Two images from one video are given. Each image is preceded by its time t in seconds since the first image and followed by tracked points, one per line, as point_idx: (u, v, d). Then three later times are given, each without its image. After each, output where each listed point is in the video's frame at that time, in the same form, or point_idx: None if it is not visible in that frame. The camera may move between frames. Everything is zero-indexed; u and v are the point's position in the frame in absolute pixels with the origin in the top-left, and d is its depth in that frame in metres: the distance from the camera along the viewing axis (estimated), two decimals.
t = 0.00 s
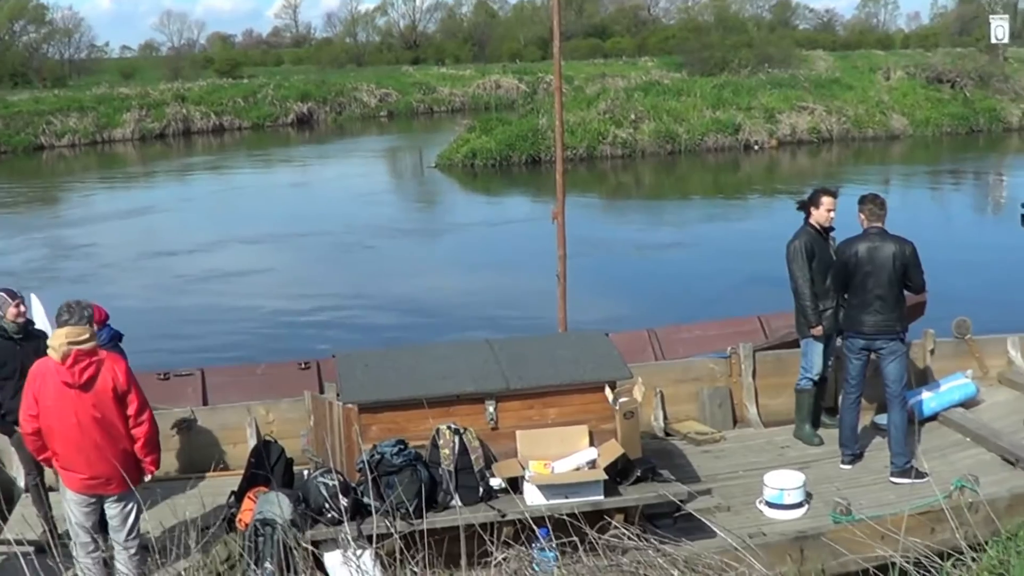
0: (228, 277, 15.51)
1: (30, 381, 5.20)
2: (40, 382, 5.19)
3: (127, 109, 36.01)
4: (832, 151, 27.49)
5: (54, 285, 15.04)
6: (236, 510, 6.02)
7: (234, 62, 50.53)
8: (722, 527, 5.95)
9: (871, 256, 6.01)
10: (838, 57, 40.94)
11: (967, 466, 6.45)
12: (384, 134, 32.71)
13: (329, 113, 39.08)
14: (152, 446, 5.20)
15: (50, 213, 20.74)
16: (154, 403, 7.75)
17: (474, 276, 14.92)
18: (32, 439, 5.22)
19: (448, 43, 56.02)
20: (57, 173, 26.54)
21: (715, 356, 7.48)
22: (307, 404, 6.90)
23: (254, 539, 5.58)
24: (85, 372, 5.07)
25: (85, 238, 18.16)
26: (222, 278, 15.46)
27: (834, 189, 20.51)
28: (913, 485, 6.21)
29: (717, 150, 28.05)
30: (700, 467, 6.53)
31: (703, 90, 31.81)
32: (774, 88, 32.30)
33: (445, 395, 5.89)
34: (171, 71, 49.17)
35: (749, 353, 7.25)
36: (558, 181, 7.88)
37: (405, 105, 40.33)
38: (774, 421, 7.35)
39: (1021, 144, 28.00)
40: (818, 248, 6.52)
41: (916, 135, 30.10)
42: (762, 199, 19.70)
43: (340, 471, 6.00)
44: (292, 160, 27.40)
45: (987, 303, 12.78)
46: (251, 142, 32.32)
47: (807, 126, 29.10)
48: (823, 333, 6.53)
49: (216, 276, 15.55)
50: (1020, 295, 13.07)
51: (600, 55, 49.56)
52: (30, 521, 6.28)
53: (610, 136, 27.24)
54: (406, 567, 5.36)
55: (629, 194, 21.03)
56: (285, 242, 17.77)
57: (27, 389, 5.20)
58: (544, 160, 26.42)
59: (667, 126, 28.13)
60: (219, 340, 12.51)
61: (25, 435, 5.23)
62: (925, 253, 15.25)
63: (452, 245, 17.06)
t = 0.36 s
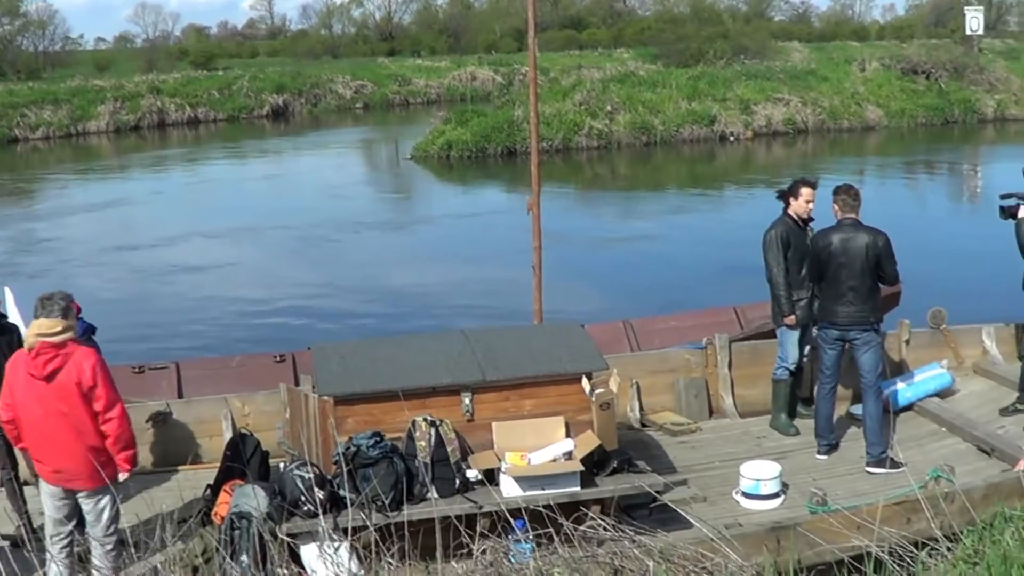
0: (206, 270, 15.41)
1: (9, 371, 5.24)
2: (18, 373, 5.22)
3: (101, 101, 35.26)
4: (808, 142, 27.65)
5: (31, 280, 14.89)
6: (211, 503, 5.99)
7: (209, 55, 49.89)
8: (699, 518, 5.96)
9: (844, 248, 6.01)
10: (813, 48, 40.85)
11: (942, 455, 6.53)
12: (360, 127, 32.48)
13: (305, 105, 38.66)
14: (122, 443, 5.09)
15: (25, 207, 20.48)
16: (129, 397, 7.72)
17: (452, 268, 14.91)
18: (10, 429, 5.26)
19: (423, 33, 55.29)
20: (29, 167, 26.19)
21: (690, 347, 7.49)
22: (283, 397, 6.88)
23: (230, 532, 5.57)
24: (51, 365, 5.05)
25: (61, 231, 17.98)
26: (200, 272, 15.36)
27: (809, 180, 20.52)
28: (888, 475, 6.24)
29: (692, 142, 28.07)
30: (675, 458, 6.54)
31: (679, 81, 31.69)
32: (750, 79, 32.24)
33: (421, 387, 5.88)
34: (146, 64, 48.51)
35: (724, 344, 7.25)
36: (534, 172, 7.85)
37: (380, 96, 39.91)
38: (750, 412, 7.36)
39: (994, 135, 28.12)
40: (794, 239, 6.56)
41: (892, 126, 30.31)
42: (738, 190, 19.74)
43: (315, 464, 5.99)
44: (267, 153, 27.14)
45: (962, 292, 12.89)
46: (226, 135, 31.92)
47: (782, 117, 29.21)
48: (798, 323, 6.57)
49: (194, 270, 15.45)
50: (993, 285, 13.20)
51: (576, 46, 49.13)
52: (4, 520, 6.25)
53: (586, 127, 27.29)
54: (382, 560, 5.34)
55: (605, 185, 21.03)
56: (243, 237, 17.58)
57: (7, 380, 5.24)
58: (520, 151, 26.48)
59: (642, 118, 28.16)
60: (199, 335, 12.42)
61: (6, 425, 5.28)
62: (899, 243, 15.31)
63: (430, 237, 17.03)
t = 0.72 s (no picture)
0: (188, 264, 15.31)
1: None
2: None
3: (81, 92, 34.67)
4: (788, 136, 27.77)
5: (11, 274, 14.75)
6: (191, 496, 5.96)
7: (189, 48, 49.31)
8: (679, 512, 5.96)
9: (821, 241, 6.02)
10: (794, 42, 40.80)
11: (922, 449, 6.55)
12: (339, 120, 32.30)
13: (285, 97, 38.35)
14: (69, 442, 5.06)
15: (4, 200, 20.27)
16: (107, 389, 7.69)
17: (435, 261, 14.89)
18: None
19: (404, 26, 54.60)
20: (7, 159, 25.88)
21: (671, 341, 7.49)
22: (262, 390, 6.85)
23: (209, 526, 5.54)
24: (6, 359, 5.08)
25: (41, 225, 17.81)
26: (182, 265, 15.25)
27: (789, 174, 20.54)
28: (867, 468, 6.25)
29: (673, 135, 28.27)
30: (655, 451, 6.54)
31: (659, 74, 31.61)
32: (731, 73, 32.19)
33: (400, 380, 5.86)
34: (125, 55, 47.93)
35: (705, 337, 7.26)
36: (514, 165, 7.84)
37: (360, 89, 39.53)
38: (730, 406, 7.37)
39: (973, 130, 28.24)
40: (776, 233, 6.60)
41: (871, 121, 30.50)
42: (718, 185, 19.75)
43: (295, 457, 5.96)
44: (247, 146, 26.96)
45: (941, 286, 12.97)
46: (206, 128, 31.59)
47: (762, 111, 29.30)
48: (776, 316, 6.61)
49: (176, 264, 15.35)
50: (972, 278, 13.29)
51: (557, 40, 48.86)
52: None
53: (566, 121, 27.31)
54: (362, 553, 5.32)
55: (585, 179, 21.02)
56: (210, 231, 17.43)
57: None
58: (500, 145, 26.57)
59: (623, 111, 28.23)
60: (182, 329, 12.33)
61: None
62: (879, 237, 15.37)
63: (411, 231, 17.00)
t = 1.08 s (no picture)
0: (170, 256, 15.24)
1: None
2: None
3: (60, 84, 34.34)
4: (767, 129, 27.83)
5: None
6: (169, 490, 5.94)
7: (168, 40, 48.57)
8: (658, 504, 5.98)
9: (796, 235, 6.04)
10: (774, 36, 40.77)
11: (900, 441, 6.58)
12: (319, 112, 32.12)
13: (264, 90, 38.07)
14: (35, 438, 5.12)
15: None
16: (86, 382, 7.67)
17: (417, 254, 14.88)
18: None
19: (383, 19, 53.89)
20: None
21: (650, 334, 7.50)
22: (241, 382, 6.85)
23: (189, 518, 5.54)
24: None
25: (21, 218, 17.67)
26: (156, 258, 15.14)
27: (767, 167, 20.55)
28: (846, 460, 6.27)
29: (652, 128, 28.16)
30: (634, 443, 6.56)
31: (639, 67, 31.56)
32: (710, 66, 32.14)
33: (380, 373, 5.85)
34: (104, 47, 47.42)
35: (684, 329, 7.27)
36: (493, 157, 7.83)
37: (340, 81, 39.34)
38: (708, 398, 7.39)
39: (952, 123, 28.31)
40: (755, 225, 6.62)
41: (851, 113, 30.57)
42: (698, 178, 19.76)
43: (274, 449, 5.95)
44: (226, 139, 26.79)
45: (919, 278, 13.04)
46: (184, 121, 31.29)
47: (742, 104, 29.37)
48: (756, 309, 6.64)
49: (158, 256, 15.28)
50: (951, 271, 13.36)
51: (537, 32, 48.65)
52: None
53: (546, 113, 27.26)
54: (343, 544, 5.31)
55: (565, 171, 21.01)
56: (173, 224, 17.28)
57: None
58: (480, 137, 26.51)
59: (603, 104, 28.19)
60: (164, 322, 12.28)
61: None
62: (857, 230, 15.43)
63: (391, 223, 16.99)
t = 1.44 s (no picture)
0: (154, 253, 15.18)
1: None
2: None
3: (40, 80, 33.98)
4: (747, 124, 27.89)
5: None
6: (150, 485, 5.92)
7: (148, 37, 47.92)
8: (640, 498, 5.98)
9: (774, 228, 6.08)
10: (754, 30, 40.75)
11: (882, 434, 6.61)
12: (298, 108, 31.95)
13: (244, 86, 37.81)
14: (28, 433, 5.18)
15: None
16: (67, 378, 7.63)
17: (400, 250, 14.89)
18: None
19: (362, 14, 53.25)
20: None
21: (630, 328, 7.52)
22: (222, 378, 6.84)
23: (170, 515, 5.53)
24: None
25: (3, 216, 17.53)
26: (129, 257, 15.04)
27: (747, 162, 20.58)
28: (826, 454, 6.29)
29: (633, 123, 28.25)
30: (615, 438, 6.57)
31: (619, 62, 31.52)
32: (691, 61, 32.11)
33: (361, 368, 5.84)
34: (84, 42, 47.00)
35: (664, 324, 7.30)
36: (473, 152, 7.85)
37: (320, 77, 39.11)
38: (689, 392, 7.41)
39: (931, 117, 28.42)
40: (732, 221, 6.65)
41: (830, 108, 30.73)
42: (678, 173, 19.77)
43: (254, 445, 5.94)
44: (207, 135, 26.64)
45: (898, 272, 13.12)
46: (163, 117, 31.07)
47: (722, 99, 29.44)
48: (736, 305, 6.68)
49: (142, 253, 15.22)
50: (929, 264, 13.45)
51: (517, 27, 48.51)
52: None
53: (526, 108, 27.22)
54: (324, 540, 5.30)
55: (545, 167, 21.01)
56: (131, 225, 17.14)
57: None
58: (460, 133, 26.53)
59: (583, 99, 28.19)
60: (149, 321, 12.23)
61: None
62: (836, 225, 15.50)
63: (373, 219, 16.98)
